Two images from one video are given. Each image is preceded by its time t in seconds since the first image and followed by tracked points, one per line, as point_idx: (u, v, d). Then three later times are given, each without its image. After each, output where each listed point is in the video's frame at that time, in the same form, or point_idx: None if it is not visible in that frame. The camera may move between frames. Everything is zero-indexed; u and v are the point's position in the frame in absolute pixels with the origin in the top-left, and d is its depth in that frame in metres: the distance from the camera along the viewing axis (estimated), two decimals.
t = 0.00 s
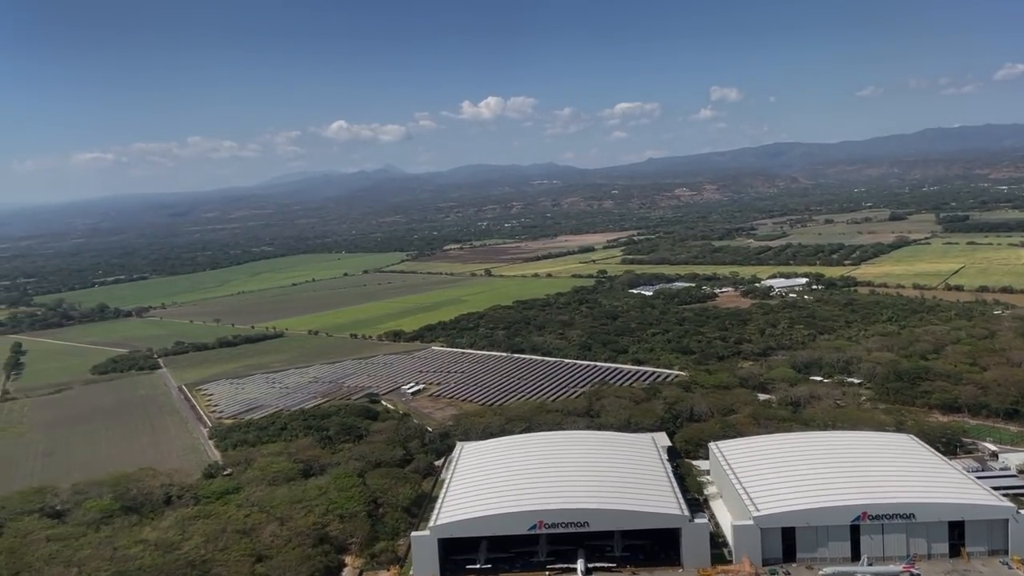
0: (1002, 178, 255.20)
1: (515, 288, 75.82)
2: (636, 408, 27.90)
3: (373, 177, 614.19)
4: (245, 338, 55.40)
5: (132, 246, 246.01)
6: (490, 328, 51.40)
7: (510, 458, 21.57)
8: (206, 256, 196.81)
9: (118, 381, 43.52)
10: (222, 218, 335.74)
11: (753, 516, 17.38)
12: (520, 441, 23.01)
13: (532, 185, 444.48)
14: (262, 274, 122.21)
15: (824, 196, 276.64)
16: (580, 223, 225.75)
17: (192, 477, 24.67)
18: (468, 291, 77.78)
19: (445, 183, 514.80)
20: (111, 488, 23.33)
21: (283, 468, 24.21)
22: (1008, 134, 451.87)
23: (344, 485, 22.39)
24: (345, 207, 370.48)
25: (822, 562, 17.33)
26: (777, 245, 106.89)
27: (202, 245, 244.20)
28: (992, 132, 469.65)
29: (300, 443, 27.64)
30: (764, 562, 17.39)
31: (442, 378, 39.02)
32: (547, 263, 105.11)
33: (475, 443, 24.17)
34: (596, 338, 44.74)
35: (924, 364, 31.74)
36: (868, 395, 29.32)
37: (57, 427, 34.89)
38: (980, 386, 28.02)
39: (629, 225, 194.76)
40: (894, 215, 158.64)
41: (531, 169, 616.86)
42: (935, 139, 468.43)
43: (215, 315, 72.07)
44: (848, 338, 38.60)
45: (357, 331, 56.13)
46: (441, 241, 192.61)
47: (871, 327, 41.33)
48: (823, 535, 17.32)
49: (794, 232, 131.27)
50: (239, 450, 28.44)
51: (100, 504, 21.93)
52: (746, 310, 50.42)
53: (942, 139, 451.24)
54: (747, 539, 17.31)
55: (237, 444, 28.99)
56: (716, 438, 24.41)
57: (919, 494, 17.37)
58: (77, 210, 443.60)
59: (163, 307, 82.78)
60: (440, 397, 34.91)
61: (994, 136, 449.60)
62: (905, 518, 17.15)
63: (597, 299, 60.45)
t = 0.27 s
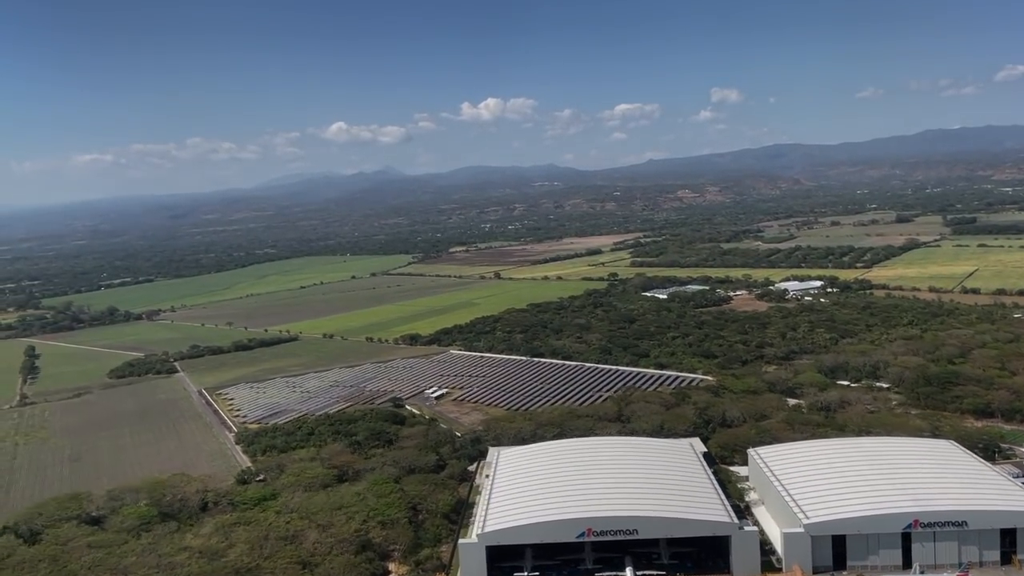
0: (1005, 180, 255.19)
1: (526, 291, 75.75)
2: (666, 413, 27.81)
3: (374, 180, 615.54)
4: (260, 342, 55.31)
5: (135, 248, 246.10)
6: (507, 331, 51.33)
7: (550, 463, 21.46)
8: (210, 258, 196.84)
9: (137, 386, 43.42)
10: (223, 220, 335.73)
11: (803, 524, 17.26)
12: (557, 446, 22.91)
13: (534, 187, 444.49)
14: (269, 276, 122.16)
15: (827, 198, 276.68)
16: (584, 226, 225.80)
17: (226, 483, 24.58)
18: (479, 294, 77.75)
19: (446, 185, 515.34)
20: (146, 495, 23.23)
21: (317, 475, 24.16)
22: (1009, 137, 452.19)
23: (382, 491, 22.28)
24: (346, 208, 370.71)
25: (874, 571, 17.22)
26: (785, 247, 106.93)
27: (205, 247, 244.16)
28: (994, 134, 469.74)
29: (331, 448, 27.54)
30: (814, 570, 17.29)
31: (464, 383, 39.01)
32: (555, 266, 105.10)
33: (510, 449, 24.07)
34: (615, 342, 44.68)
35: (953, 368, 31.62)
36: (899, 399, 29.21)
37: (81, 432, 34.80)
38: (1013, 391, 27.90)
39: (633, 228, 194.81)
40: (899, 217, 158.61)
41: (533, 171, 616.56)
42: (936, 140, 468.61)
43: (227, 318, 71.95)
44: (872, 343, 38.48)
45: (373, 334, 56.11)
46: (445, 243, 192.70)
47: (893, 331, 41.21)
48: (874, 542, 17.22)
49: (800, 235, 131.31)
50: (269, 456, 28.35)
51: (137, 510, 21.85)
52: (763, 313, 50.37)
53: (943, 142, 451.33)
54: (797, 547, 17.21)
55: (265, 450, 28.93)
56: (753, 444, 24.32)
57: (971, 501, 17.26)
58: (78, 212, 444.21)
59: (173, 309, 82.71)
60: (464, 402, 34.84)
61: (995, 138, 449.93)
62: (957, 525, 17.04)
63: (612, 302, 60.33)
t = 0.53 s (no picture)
0: (1008, 181, 255.11)
1: (538, 294, 75.80)
2: (698, 418, 27.80)
3: (376, 182, 615.81)
4: (276, 346, 55.27)
5: (139, 251, 246.20)
6: (524, 335, 51.35)
7: (592, 467, 21.42)
8: (215, 262, 196.91)
9: (157, 391, 43.38)
10: (226, 223, 335.88)
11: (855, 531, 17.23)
12: (596, 450, 22.89)
13: (536, 189, 444.60)
14: (276, 280, 122.23)
15: (830, 199, 276.72)
16: (588, 228, 225.90)
17: (263, 490, 24.54)
18: (491, 297, 77.80)
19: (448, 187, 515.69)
20: (185, 502, 23.22)
21: (354, 481, 24.16)
22: (1011, 138, 452.26)
23: (422, 498, 22.24)
24: (349, 211, 370.93)
25: None
26: (793, 250, 106.99)
27: (209, 250, 244.21)
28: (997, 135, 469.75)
29: (364, 455, 27.49)
30: None
31: (487, 387, 39.03)
32: (564, 268, 105.12)
33: (547, 455, 24.06)
34: (635, 345, 44.68)
35: (981, 372, 31.61)
36: (929, 403, 29.20)
37: (106, 438, 34.79)
38: None
39: (639, 230, 194.87)
40: (905, 219, 158.74)
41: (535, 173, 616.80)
42: (938, 141, 468.79)
43: (240, 322, 71.91)
44: (896, 346, 38.48)
45: (389, 338, 56.14)
46: (451, 246, 192.78)
47: (915, 334, 41.19)
48: (926, 549, 17.20)
49: (807, 237, 131.34)
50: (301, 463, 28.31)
51: (178, 517, 21.87)
52: (781, 317, 50.37)
53: (945, 142, 451.36)
54: (850, 554, 17.18)
55: (296, 455, 28.92)
56: (790, 449, 24.31)
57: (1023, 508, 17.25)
58: (81, 215, 444.42)
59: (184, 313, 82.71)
60: (489, 406, 34.84)
61: (997, 139, 450.03)
62: (1010, 532, 17.04)
63: (627, 306, 60.27)
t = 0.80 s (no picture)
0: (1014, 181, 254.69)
1: (551, 297, 75.74)
2: (733, 422, 27.73)
3: (378, 185, 616.16)
4: (295, 351, 55.20)
5: (144, 255, 246.39)
6: (543, 338, 51.28)
7: (635, 473, 21.44)
8: (222, 265, 196.96)
9: (179, 396, 43.33)
10: (230, 226, 336.08)
11: (908, 536, 17.19)
12: (637, 456, 22.88)
13: (539, 191, 444.31)
14: (285, 283, 122.27)
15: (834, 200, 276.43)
16: (594, 230, 225.82)
17: (300, 497, 24.48)
18: (504, 300, 77.77)
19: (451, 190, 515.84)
20: (225, 509, 23.18)
21: (392, 487, 24.11)
22: (1014, 138, 451.64)
23: (463, 504, 22.21)
24: (353, 214, 371.07)
25: None
26: (804, 251, 106.86)
27: (214, 254, 244.45)
28: (1000, 135, 468.86)
29: (398, 460, 27.41)
30: None
31: (512, 392, 38.99)
32: (575, 271, 105.08)
33: (586, 460, 24.01)
34: (657, 348, 44.61)
35: (1012, 374, 31.52)
36: (963, 406, 29.09)
37: (135, 444, 34.78)
38: None
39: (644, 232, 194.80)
40: (912, 220, 158.57)
41: (538, 175, 615.97)
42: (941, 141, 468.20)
43: (254, 326, 71.85)
44: (922, 349, 38.39)
45: (407, 342, 56.13)
46: (457, 249, 192.75)
47: (940, 337, 41.09)
48: (980, 555, 17.15)
49: (816, 239, 131.19)
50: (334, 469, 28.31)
51: (219, 525, 21.85)
52: (801, 319, 50.29)
53: (948, 142, 450.78)
54: (903, 559, 17.14)
55: (328, 461, 28.88)
56: (829, 454, 24.23)
57: None
58: (84, 219, 444.98)
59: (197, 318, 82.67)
60: (517, 411, 34.79)
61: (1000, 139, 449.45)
62: None
63: (644, 308, 60.16)
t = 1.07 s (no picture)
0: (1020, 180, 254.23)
1: (566, 300, 75.73)
2: (768, 426, 27.71)
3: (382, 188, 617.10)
4: (314, 356, 55.24)
5: (151, 260, 246.84)
6: (564, 342, 51.26)
7: (680, 477, 21.45)
8: (229, 270, 197.22)
9: (203, 402, 43.38)
10: (235, 231, 336.50)
11: (965, 542, 17.15)
12: (679, 460, 22.87)
13: (543, 193, 444.39)
14: (295, 288, 122.40)
15: (840, 201, 276.20)
16: (600, 232, 225.78)
17: (340, 503, 24.46)
18: (518, 303, 77.78)
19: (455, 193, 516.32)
20: (267, 517, 23.19)
21: (432, 493, 24.08)
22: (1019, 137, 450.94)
23: (507, 510, 22.19)
24: (358, 217, 371.41)
25: None
26: (815, 253, 106.75)
27: (221, 258, 244.77)
28: (1005, 135, 468.21)
29: (434, 466, 27.38)
30: None
31: (538, 396, 38.97)
32: (586, 274, 105.10)
33: (626, 466, 23.98)
34: (680, 351, 44.60)
35: None
36: (998, 408, 29.04)
37: (163, 451, 34.76)
38: None
39: (651, 234, 194.79)
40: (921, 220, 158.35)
41: (541, 178, 616.04)
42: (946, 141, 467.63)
43: (269, 332, 71.89)
44: (949, 351, 38.34)
45: (426, 347, 56.16)
46: (464, 252, 192.87)
47: (965, 339, 41.04)
48: None
49: (825, 240, 131.11)
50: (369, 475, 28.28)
51: (264, 532, 21.87)
52: (822, 321, 50.24)
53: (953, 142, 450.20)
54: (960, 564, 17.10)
55: (362, 467, 28.89)
56: (870, 458, 24.21)
57: None
58: (89, 224, 445.88)
59: (211, 324, 82.71)
60: (545, 415, 34.78)
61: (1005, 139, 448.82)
62: None
63: (661, 311, 60.16)
